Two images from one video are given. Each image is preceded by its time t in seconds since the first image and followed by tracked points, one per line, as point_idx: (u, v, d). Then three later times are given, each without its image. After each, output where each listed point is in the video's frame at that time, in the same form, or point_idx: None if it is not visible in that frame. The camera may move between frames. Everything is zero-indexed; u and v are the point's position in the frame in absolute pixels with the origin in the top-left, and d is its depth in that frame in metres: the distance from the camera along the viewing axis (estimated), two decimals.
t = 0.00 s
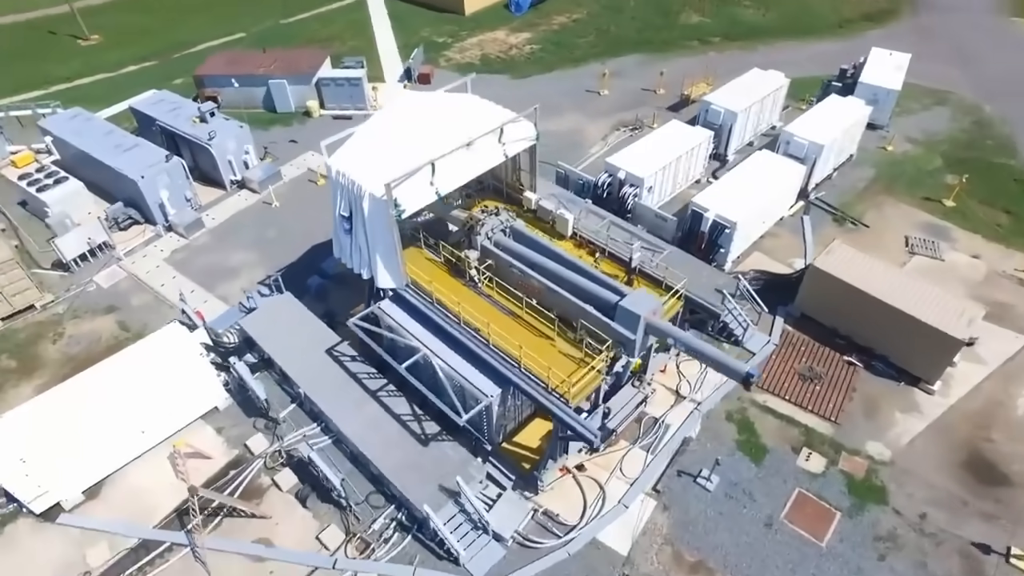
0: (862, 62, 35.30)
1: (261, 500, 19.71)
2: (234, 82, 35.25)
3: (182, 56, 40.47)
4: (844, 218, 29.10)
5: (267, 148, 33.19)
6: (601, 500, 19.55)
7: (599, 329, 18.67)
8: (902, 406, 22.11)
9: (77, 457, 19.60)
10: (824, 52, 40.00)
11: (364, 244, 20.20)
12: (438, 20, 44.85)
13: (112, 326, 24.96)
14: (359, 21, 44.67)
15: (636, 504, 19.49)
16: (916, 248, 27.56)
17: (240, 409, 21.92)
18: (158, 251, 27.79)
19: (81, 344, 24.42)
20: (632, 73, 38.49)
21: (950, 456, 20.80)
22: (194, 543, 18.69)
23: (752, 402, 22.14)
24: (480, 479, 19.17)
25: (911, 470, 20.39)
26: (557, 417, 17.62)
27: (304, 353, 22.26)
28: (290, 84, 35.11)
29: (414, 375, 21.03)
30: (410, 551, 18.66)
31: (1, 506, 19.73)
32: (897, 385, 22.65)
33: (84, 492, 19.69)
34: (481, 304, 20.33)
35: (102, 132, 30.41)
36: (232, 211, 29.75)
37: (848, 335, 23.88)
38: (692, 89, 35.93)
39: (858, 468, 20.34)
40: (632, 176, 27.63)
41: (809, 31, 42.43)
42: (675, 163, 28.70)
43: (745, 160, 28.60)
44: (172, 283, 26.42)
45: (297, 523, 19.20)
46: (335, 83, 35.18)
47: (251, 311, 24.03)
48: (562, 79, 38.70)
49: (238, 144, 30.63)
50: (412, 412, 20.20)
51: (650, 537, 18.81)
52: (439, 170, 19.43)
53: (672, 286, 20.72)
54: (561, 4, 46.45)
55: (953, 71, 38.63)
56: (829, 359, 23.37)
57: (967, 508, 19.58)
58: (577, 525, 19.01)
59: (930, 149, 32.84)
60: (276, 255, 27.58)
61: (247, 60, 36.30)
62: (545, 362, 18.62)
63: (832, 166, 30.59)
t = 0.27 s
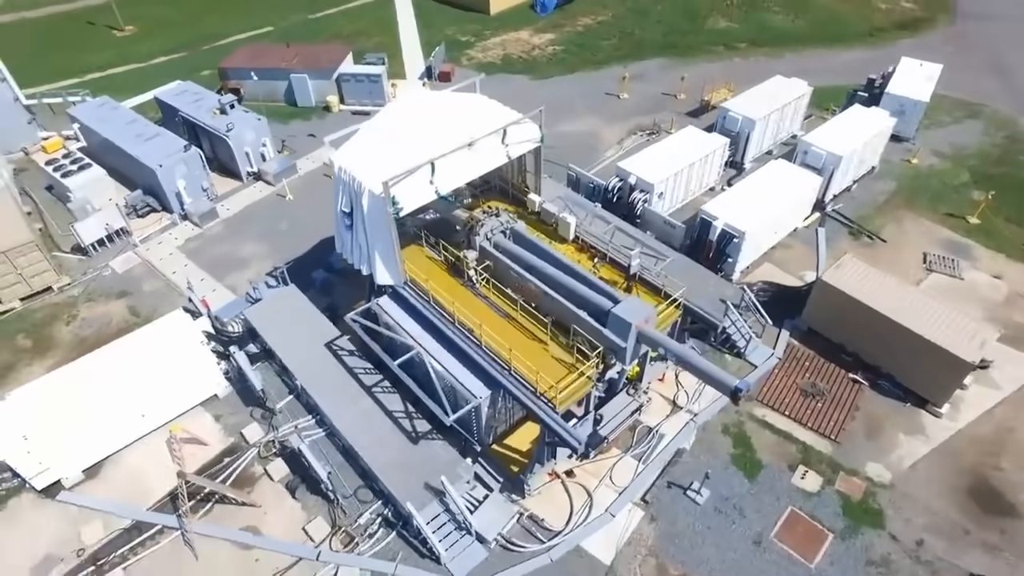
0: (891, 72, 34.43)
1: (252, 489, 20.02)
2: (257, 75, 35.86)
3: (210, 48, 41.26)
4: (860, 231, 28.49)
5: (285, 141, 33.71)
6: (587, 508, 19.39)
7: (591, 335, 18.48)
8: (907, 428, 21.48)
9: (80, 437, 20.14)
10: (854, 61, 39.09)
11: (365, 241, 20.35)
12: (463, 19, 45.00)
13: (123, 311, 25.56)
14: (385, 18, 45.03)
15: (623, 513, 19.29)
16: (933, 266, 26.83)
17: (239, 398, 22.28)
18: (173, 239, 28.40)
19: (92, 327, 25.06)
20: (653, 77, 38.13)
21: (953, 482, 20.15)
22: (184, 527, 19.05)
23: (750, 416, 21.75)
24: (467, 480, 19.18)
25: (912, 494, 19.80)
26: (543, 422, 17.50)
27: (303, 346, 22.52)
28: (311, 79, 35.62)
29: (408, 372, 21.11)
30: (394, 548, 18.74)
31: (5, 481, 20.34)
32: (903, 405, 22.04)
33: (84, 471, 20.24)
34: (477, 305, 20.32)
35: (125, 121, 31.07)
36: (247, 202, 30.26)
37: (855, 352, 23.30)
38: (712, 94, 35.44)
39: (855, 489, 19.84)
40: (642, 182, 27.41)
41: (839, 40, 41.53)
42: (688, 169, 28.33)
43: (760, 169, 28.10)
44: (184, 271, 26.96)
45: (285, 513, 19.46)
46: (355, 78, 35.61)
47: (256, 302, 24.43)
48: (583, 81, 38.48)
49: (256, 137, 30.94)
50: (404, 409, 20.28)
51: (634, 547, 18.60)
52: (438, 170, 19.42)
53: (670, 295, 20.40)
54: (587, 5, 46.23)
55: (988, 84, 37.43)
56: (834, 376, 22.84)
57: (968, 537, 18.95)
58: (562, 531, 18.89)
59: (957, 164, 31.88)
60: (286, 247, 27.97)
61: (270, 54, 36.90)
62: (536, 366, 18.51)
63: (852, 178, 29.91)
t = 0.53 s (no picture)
0: (919, 83, 33.55)
1: (244, 476, 20.31)
2: (279, 69, 36.41)
3: (237, 41, 41.95)
4: (875, 245, 27.92)
5: (302, 134, 34.21)
6: (573, 514, 19.24)
7: (582, 341, 18.29)
8: (910, 450, 20.87)
9: (81, 417, 20.57)
10: (882, 71, 38.17)
11: (364, 237, 20.47)
12: (487, 18, 45.07)
13: (133, 296, 26.09)
14: (410, 15, 45.31)
15: (608, 522, 19.10)
16: (951, 284, 26.06)
17: (238, 387, 22.61)
18: (187, 228, 28.93)
19: (103, 310, 25.61)
20: (674, 81, 37.69)
21: (955, 508, 19.51)
22: (175, 509, 19.41)
23: (747, 430, 21.34)
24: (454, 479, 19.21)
25: (910, 519, 19.22)
26: (529, 426, 17.40)
27: (303, 338, 22.75)
28: (331, 74, 36.09)
29: (403, 369, 21.19)
30: (377, 542, 18.83)
31: (10, 457, 20.91)
32: (907, 427, 21.43)
33: (85, 450, 20.79)
34: (472, 305, 20.31)
35: (148, 110, 31.77)
36: (261, 194, 30.74)
37: (860, 369, 22.73)
38: (732, 100, 34.89)
39: (851, 510, 19.34)
40: (652, 187, 27.13)
41: (869, 48, 40.56)
42: (700, 176, 27.95)
43: (774, 178, 27.62)
44: (195, 259, 27.42)
45: (274, 502, 19.70)
46: (374, 75, 36.05)
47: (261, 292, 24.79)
48: (602, 83, 38.20)
49: (273, 129, 31.54)
50: (396, 405, 20.36)
51: (618, 557, 18.41)
52: (438, 169, 19.45)
53: (667, 302, 20.12)
54: (613, 7, 45.91)
55: None
56: (836, 392, 22.32)
57: (966, 566, 18.33)
58: (545, 536, 18.78)
59: (984, 180, 30.89)
60: (296, 239, 28.34)
61: (293, 49, 37.45)
62: (526, 369, 18.41)
63: (870, 191, 29.23)
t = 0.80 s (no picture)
0: (952, 95, 32.51)
1: (238, 463, 20.65)
2: (303, 63, 36.97)
3: (266, 34, 42.63)
4: (893, 261, 27.26)
5: (322, 128, 34.70)
6: (559, 519, 19.11)
7: (574, 346, 18.14)
8: (912, 475, 20.21)
9: (85, 396, 21.15)
10: (915, 82, 37.11)
11: (365, 233, 20.62)
12: (514, 17, 45.07)
13: (147, 280, 26.70)
14: (437, 12, 45.51)
15: (593, 529, 18.91)
16: (970, 304, 25.24)
17: (239, 375, 22.99)
18: (204, 216, 29.51)
19: (118, 293, 26.25)
20: (698, 86, 37.15)
21: (955, 538, 18.83)
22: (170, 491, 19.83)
23: (743, 444, 20.93)
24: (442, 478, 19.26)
25: (906, 546, 18.64)
26: (515, 429, 17.33)
27: (304, 330, 23.01)
28: (354, 69, 36.54)
29: (399, 365, 21.30)
30: (362, 536, 18.94)
31: (19, 432, 21.57)
32: (912, 451, 20.78)
33: (90, 428, 21.38)
34: (469, 304, 20.31)
35: (173, 100, 32.51)
36: (278, 185, 31.20)
37: (866, 389, 22.13)
38: (755, 108, 34.24)
39: (845, 533, 18.82)
40: (664, 194, 26.82)
41: (904, 58, 39.43)
42: (713, 184, 27.52)
43: (790, 189, 27.09)
44: (209, 247, 27.96)
45: (265, 490, 19.98)
46: (396, 71, 36.46)
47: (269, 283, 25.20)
48: (624, 87, 37.86)
49: (293, 122, 32.01)
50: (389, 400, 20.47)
51: (600, 566, 18.21)
52: (439, 167, 19.48)
53: (665, 310, 19.81)
54: (641, 10, 45.48)
55: None
56: (840, 411, 21.75)
57: None
58: (529, 540, 18.69)
59: (1014, 198, 29.79)
60: (308, 231, 28.70)
61: (319, 43, 37.95)
62: (516, 372, 18.34)
63: (890, 206, 28.52)
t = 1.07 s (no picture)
0: (987, 108, 31.44)
1: (234, 449, 20.99)
2: (328, 58, 37.46)
3: (295, 27, 43.24)
4: (910, 278, 26.57)
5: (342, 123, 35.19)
6: (544, 524, 19.01)
7: (565, 351, 18.02)
8: (913, 500, 19.58)
9: (91, 377, 21.66)
10: (948, 95, 36.00)
11: (367, 229, 20.78)
12: (541, 17, 44.98)
13: (163, 265, 27.30)
14: (465, 10, 45.65)
15: (578, 536, 18.76)
16: (989, 327, 24.49)
17: (241, 363, 23.36)
18: (222, 205, 30.10)
19: (133, 277, 26.87)
20: (722, 92, 36.56)
21: (954, 568, 18.21)
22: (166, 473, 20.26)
23: (739, 459, 20.53)
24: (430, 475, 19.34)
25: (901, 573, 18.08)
26: (501, 431, 17.30)
27: (306, 321, 23.26)
28: (376, 65, 36.94)
29: (395, 361, 21.43)
30: (348, 528, 19.09)
31: (30, 406, 22.22)
32: (915, 475, 20.15)
33: (96, 407, 21.95)
34: (467, 303, 20.34)
35: (199, 91, 33.25)
36: (295, 177, 31.66)
37: (871, 409, 21.51)
38: (778, 116, 33.56)
39: (837, 556, 18.33)
40: (675, 201, 26.50)
41: (938, 69, 38.27)
42: (728, 192, 27.07)
43: (806, 201, 26.53)
44: (224, 236, 28.50)
45: (257, 477, 20.28)
46: (418, 68, 36.75)
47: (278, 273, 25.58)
48: (647, 91, 37.48)
49: (313, 116, 32.45)
50: (383, 395, 20.62)
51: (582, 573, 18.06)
52: (442, 166, 19.51)
53: (663, 318, 19.54)
54: (670, 13, 44.95)
55: None
56: (842, 430, 21.19)
57: None
58: (512, 542, 18.64)
59: None
60: (321, 224, 29.07)
61: (344, 38, 38.39)
62: (507, 373, 18.30)
63: (911, 222, 27.75)
